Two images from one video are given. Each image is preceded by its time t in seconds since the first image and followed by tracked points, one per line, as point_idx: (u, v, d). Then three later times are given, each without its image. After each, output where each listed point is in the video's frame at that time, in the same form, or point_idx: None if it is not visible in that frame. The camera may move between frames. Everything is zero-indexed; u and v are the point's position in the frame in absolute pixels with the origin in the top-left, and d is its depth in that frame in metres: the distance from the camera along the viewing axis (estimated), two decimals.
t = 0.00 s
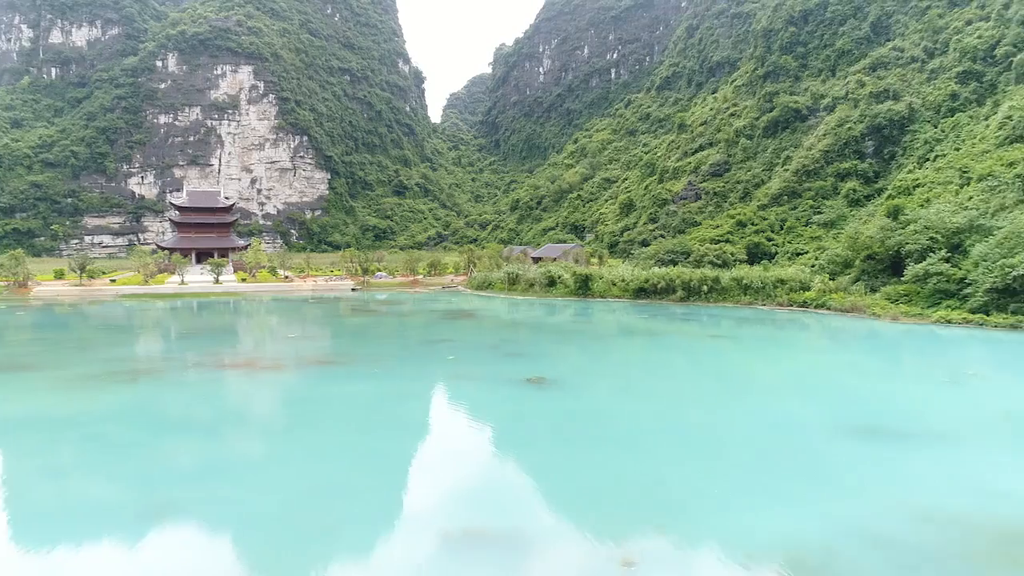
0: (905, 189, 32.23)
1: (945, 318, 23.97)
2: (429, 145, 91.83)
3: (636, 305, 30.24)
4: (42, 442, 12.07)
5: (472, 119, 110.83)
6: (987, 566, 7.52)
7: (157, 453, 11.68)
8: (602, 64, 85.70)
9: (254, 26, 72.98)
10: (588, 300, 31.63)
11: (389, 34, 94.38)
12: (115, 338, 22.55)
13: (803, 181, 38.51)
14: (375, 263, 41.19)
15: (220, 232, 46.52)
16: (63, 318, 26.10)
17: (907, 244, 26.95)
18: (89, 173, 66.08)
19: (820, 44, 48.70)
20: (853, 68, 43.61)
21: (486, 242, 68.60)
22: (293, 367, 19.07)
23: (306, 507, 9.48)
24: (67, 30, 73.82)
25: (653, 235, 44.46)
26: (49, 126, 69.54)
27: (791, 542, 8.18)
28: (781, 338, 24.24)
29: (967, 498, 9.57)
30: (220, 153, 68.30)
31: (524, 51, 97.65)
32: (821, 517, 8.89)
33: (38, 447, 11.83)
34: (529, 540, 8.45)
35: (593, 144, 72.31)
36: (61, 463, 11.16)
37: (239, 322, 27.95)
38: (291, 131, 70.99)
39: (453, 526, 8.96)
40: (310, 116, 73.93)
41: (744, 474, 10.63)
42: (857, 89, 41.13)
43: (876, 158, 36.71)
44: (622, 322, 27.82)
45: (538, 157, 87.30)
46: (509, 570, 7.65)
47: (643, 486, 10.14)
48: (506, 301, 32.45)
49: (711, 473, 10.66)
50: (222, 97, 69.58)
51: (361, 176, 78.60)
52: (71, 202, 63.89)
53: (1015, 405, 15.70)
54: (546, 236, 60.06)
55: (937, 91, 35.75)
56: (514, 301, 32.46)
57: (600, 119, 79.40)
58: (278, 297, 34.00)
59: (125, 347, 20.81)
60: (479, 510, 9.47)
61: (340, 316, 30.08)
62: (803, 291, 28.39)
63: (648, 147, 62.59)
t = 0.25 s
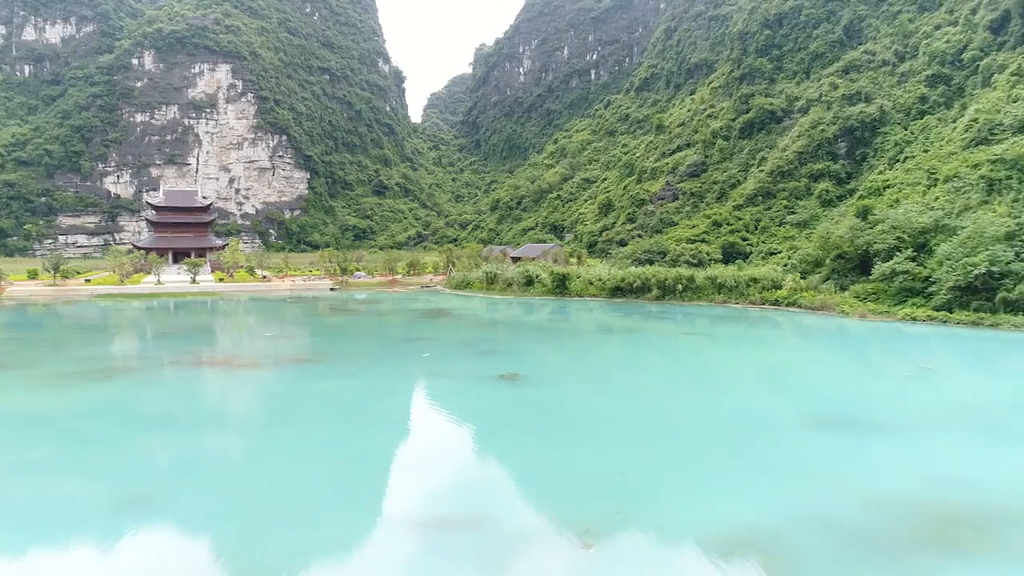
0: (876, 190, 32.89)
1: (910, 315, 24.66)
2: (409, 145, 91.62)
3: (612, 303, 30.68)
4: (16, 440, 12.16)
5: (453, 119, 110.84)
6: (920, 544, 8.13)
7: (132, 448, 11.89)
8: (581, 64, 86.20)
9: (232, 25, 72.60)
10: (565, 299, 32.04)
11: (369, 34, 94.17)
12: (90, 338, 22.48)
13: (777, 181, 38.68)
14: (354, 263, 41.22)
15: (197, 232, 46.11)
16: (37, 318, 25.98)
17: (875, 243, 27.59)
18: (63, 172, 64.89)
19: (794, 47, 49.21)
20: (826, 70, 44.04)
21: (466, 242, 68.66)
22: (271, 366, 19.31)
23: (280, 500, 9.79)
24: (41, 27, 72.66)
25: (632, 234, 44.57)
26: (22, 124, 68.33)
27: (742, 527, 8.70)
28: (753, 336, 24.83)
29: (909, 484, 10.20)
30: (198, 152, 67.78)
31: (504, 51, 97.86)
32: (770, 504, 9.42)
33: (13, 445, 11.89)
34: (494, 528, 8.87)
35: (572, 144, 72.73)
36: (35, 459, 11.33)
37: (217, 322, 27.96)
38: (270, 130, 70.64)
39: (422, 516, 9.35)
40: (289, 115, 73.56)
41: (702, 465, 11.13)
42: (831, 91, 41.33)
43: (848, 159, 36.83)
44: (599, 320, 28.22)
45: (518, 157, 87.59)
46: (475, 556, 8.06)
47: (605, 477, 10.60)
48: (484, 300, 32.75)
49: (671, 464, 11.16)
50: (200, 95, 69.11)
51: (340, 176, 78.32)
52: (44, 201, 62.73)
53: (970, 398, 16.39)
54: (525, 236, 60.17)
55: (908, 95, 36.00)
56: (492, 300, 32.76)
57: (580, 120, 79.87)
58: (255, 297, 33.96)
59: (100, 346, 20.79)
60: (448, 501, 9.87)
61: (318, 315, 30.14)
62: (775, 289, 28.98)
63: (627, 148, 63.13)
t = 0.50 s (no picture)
0: (845, 190, 33.76)
1: (875, 313, 25.37)
2: (387, 144, 91.32)
3: (587, 302, 31.11)
4: None
5: (431, 118, 110.78)
6: (862, 528, 8.71)
7: (104, 445, 12.02)
8: (559, 65, 86.74)
9: (207, 22, 72.14)
10: (540, 298, 32.42)
11: (346, 33, 93.85)
12: (63, 337, 22.39)
13: (750, 182, 39.31)
14: (331, 263, 41.17)
15: (172, 232, 45.65)
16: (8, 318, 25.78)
17: (842, 242, 28.26)
18: (33, 170, 63.33)
19: (767, 50, 49.17)
20: (798, 73, 44.70)
21: (444, 242, 68.72)
22: (245, 365, 19.51)
23: (253, 493, 10.06)
24: (9, 23, 71.22)
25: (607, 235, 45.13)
26: None
27: (698, 514, 9.19)
28: (723, 334, 25.43)
29: (855, 472, 10.82)
30: (172, 151, 67.22)
31: (482, 51, 98.06)
32: (725, 493, 9.94)
33: None
34: (461, 517, 9.25)
35: (550, 145, 73.14)
36: (7, 456, 11.42)
37: (192, 321, 27.92)
38: (245, 129, 70.19)
39: (392, 506, 9.70)
40: (265, 114, 73.09)
41: (663, 457, 11.62)
42: (802, 93, 42.19)
43: (818, 161, 37.62)
44: (574, 319, 28.60)
45: (496, 157, 87.85)
46: (442, 545, 8.43)
47: (570, 468, 11.03)
48: (461, 299, 32.99)
49: (635, 456, 11.63)
50: (174, 94, 68.52)
51: (317, 176, 77.91)
52: (14, 200, 61.15)
53: (925, 393, 17.05)
54: (503, 236, 60.22)
55: (876, 97, 36.86)
56: (469, 299, 33.00)
57: (558, 120, 80.38)
58: (230, 297, 33.86)
59: (73, 345, 20.78)
60: (418, 492, 10.22)
61: (295, 315, 30.12)
62: (746, 288, 29.57)
63: (603, 149, 63.72)
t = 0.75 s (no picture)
0: (810, 191, 34.48)
1: (835, 311, 26.01)
2: (360, 144, 90.67)
3: (557, 301, 31.39)
4: None
5: (404, 118, 110.44)
6: (804, 510, 9.04)
7: (63, 442, 12.02)
8: (532, 66, 87.04)
9: (175, 19, 71.23)
10: (511, 297, 32.61)
11: (317, 32, 93.18)
12: (24, 339, 22.12)
13: (718, 183, 39.79)
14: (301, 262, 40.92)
15: (138, 232, 44.91)
16: None
17: (805, 242, 28.85)
18: None
19: (735, 52, 49.42)
20: (765, 76, 45.23)
21: (417, 242, 68.47)
22: (213, 364, 19.54)
23: (211, 486, 10.11)
24: None
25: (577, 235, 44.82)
26: None
27: (649, 500, 9.47)
28: (689, 331, 25.86)
29: (803, 458, 11.20)
30: (139, 150, 66.04)
31: (455, 51, 98.03)
32: (678, 480, 10.28)
33: None
34: (418, 506, 9.43)
35: (522, 145, 73.26)
36: None
37: (160, 321, 27.70)
38: (215, 128, 69.37)
39: (350, 497, 9.83)
40: (235, 112, 72.27)
41: (620, 448, 11.91)
42: (768, 96, 42.78)
43: (784, 162, 38.37)
44: (543, 318, 28.78)
45: (469, 157, 87.82)
46: (397, 532, 8.59)
47: (528, 460, 11.26)
48: (431, 299, 33.02)
49: (594, 448, 11.90)
50: (141, 91, 67.24)
51: (288, 175, 77.18)
52: None
53: (877, 386, 17.62)
54: (476, 235, 59.91)
55: (839, 100, 37.72)
56: (440, 299, 33.03)
57: (530, 121, 80.64)
58: (198, 297, 33.49)
59: (35, 347, 20.62)
60: (377, 484, 10.36)
61: (265, 315, 29.88)
62: (712, 286, 30.04)
63: (575, 149, 64.06)
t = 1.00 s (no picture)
0: (769, 192, 35.22)
1: (791, 308, 26.72)
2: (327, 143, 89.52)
3: (522, 299, 31.66)
4: None
5: (372, 117, 109.71)
6: (742, 494, 9.39)
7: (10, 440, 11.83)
8: (500, 66, 87.23)
9: (136, 15, 70.00)
10: (476, 296, 32.80)
11: (283, 29, 92.21)
12: None
13: (682, 183, 40.37)
14: (266, 261, 40.56)
15: (98, 231, 43.96)
16: None
17: (763, 240, 29.56)
18: None
19: (698, 56, 50.09)
20: (726, 78, 46.05)
21: (384, 242, 68.00)
22: (172, 363, 19.44)
23: (157, 479, 9.99)
24: None
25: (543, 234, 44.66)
26: None
27: (594, 486, 9.70)
28: (651, 329, 26.27)
29: (744, 446, 11.59)
30: (99, 147, 64.47)
31: (423, 51, 97.80)
32: (626, 466, 10.54)
33: None
34: (366, 495, 9.46)
35: (490, 145, 73.18)
36: None
37: (119, 321, 27.31)
38: (178, 126, 68.02)
39: (298, 486, 9.84)
40: (199, 110, 71.16)
41: (568, 438, 12.14)
42: (730, 98, 43.63)
43: (745, 163, 39.07)
44: (508, 317, 28.94)
45: (438, 157, 87.52)
46: (344, 519, 8.64)
47: (478, 450, 11.40)
48: (397, 298, 33.02)
49: (547, 438, 12.12)
50: (101, 88, 65.85)
51: (254, 174, 76.15)
52: None
53: (825, 380, 18.25)
54: (443, 235, 59.43)
55: (799, 103, 38.60)
56: (405, 298, 33.02)
57: (498, 121, 80.75)
58: (159, 297, 33.00)
59: None
60: (332, 473, 10.41)
61: (229, 315, 29.56)
62: (673, 285, 30.56)
63: (541, 150, 64.34)
